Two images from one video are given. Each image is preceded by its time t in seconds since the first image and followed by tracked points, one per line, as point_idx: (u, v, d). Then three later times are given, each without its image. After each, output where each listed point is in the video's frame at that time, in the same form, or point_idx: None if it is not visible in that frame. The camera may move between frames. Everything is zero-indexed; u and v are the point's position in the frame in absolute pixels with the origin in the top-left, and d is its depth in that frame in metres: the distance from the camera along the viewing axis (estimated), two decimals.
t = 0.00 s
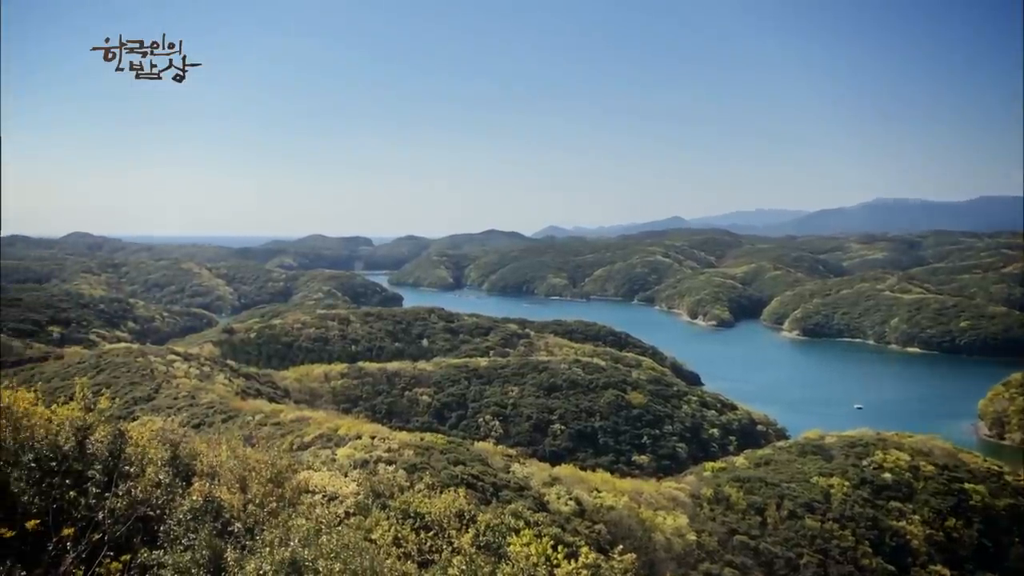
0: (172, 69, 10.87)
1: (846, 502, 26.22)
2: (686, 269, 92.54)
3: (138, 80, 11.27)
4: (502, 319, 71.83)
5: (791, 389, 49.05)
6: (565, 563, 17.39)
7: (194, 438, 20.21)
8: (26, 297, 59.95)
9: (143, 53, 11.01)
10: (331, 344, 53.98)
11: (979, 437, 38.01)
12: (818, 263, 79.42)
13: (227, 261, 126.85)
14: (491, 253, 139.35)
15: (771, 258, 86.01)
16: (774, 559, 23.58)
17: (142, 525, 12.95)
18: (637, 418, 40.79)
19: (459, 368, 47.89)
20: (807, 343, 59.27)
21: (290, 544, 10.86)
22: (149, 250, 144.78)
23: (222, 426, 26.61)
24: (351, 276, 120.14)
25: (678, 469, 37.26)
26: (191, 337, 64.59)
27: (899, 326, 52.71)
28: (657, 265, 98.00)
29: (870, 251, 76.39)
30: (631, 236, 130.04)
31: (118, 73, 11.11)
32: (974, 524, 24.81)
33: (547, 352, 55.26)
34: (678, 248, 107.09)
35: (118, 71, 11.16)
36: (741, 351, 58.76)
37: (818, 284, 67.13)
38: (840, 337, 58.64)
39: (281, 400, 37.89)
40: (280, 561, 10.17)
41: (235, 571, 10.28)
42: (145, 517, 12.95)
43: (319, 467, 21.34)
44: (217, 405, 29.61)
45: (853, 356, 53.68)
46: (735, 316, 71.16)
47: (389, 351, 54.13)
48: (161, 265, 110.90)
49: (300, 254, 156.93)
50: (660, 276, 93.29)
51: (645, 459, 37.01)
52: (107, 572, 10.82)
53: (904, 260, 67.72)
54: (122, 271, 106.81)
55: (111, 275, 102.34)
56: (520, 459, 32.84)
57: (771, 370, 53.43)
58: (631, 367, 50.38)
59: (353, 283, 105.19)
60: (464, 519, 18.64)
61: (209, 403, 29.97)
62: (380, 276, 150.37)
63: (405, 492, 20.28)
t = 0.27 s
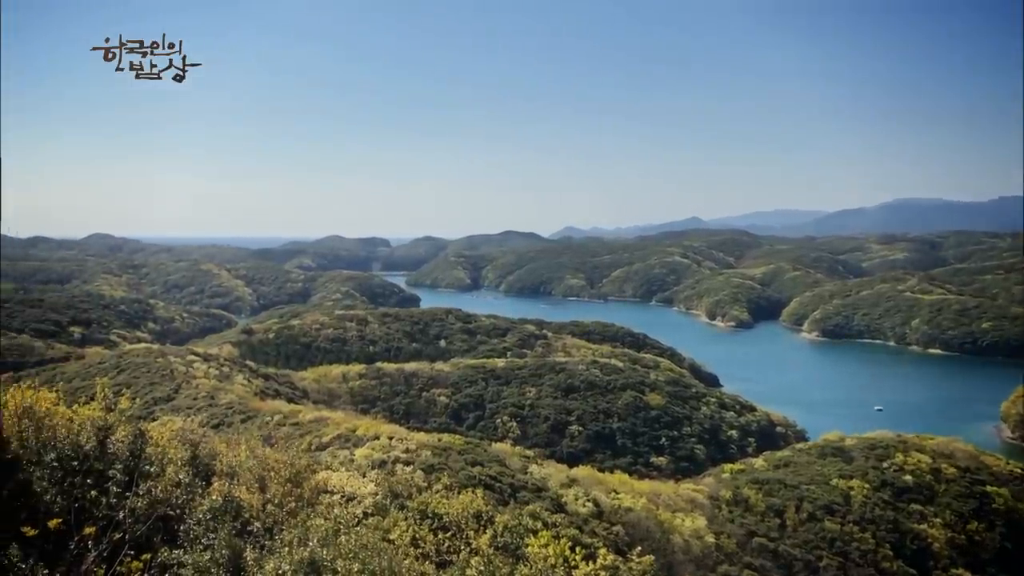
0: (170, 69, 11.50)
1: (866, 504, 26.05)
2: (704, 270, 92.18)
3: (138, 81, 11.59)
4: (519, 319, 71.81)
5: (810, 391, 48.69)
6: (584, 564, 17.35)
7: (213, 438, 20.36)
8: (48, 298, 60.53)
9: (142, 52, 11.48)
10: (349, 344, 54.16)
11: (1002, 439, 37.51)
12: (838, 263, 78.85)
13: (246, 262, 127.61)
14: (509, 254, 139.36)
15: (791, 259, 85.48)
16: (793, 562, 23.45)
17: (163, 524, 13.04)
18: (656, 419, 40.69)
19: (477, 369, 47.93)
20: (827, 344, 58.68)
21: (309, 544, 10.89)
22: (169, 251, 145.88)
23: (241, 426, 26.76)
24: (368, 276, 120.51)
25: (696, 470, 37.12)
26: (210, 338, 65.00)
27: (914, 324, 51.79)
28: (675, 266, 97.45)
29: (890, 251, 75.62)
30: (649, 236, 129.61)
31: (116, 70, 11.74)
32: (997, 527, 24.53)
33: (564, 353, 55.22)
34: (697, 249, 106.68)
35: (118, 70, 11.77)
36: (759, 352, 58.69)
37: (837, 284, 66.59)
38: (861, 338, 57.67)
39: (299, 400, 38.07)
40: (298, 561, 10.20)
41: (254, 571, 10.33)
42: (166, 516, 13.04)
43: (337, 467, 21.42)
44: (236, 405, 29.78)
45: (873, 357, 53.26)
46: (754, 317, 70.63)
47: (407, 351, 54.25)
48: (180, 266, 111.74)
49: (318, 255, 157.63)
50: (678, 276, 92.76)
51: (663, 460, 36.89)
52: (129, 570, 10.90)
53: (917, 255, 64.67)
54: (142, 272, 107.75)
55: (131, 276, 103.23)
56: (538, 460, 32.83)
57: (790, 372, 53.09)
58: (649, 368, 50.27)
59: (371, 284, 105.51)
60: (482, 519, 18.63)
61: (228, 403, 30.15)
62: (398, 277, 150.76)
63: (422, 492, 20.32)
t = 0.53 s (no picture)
0: (170, 68, 11.10)
1: (885, 507, 25.87)
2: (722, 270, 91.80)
3: (139, 81, 11.40)
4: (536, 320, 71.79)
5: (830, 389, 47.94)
6: (601, 566, 17.28)
7: (231, 437, 20.44)
8: (69, 299, 61.03)
9: (144, 52, 11.29)
10: (366, 345, 54.31)
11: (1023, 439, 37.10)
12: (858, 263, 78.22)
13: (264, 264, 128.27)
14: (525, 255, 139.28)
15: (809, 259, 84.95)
16: (812, 564, 23.32)
17: (181, 523, 13.11)
18: (673, 421, 40.55)
19: (493, 370, 47.93)
20: (846, 345, 57.72)
21: (327, 544, 10.91)
22: (188, 252, 146.89)
23: (259, 426, 26.88)
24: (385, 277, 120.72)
25: (714, 472, 36.93)
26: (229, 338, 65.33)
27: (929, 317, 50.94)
28: (693, 266, 96.88)
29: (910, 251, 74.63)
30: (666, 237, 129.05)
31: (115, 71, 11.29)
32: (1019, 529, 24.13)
33: (581, 355, 55.14)
34: (715, 250, 106.22)
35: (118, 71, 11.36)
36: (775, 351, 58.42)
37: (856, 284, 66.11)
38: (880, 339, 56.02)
39: (317, 400, 38.19)
40: (317, 560, 10.22)
41: (271, 571, 10.36)
42: (184, 516, 13.09)
43: (354, 467, 21.48)
44: (254, 405, 29.90)
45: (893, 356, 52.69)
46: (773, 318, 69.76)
47: (424, 352, 54.32)
48: (199, 267, 112.49)
49: (336, 256, 158.13)
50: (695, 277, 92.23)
51: (681, 462, 36.73)
52: (148, 569, 10.96)
53: (936, 253, 63.25)
54: (161, 273, 108.56)
55: (150, 277, 104.03)
56: (555, 461, 32.77)
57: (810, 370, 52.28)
58: (666, 369, 50.13)
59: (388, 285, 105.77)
60: (499, 520, 18.63)
61: (246, 403, 30.30)
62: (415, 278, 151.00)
63: (439, 493, 20.33)
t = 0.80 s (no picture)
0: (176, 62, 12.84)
1: (904, 510, 25.71)
2: (738, 269, 90.97)
3: (138, 80, 13.07)
4: (552, 321, 71.77)
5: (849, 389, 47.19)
6: (616, 568, 17.24)
7: (250, 438, 20.61)
8: (90, 300, 61.61)
9: (142, 52, 13.23)
10: (382, 345, 54.52)
11: None
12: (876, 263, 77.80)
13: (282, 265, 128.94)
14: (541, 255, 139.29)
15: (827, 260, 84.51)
16: (829, 567, 23.24)
17: (199, 523, 13.19)
18: (689, 422, 40.50)
19: (509, 371, 47.99)
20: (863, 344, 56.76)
21: (343, 544, 10.95)
22: (206, 253, 147.89)
23: (276, 427, 27.04)
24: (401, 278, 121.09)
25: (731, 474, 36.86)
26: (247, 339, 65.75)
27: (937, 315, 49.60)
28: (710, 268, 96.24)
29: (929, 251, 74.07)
30: (682, 238, 128.73)
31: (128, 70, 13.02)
32: None
33: (597, 356, 55.14)
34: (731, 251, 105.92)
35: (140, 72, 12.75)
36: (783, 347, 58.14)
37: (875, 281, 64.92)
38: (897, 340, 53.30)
39: (333, 401, 38.38)
40: (333, 561, 10.25)
41: (288, 571, 10.41)
42: (203, 516, 13.18)
43: (371, 468, 21.57)
44: (272, 406, 30.10)
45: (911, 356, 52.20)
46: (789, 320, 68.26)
47: (440, 353, 54.48)
48: (217, 268, 113.27)
49: (352, 257, 158.74)
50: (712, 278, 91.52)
51: (697, 463, 36.67)
52: (167, 568, 11.04)
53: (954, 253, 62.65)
54: (180, 274, 109.37)
55: (169, 278, 104.87)
56: (570, 462, 32.81)
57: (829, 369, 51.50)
58: (683, 371, 50.05)
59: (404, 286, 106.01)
60: (515, 521, 18.63)
61: (263, 404, 30.48)
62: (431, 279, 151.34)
63: (455, 493, 20.39)
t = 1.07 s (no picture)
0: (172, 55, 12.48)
1: (921, 512, 25.49)
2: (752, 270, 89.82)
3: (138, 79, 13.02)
4: (566, 322, 71.65)
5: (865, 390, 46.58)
6: (631, 569, 17.18)
7: (266, 438, 20.72)
8: (107, 301, 62.05)
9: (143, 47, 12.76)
10: (396, 346, 54.63)
11: None
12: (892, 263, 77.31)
13: (297, 266, 129.45)
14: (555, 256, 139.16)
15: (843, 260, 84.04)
16: (845, 569, 23.14)
17: (215, 522, 13.27)
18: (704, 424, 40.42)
19: (523, 372, 48.00)
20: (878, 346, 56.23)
21: (358, 545, 10.96)
22: (221, 254, 148.60)
23: (291, 427, 27.14)
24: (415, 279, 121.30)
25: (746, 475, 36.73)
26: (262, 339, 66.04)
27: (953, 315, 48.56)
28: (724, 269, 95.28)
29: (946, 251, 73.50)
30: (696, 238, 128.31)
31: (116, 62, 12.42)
32: None
33: (611, 357, 55.07)
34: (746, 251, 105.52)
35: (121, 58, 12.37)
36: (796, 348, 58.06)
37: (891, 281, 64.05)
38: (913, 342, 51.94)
39: (348, 401, 38.49)
40: (347, 561, 10.26)
41: (303, 571, 10.44)
42: (218, 515, 13.25)
43: (385, 468, 21.62)
44: (287, 406, 30.23)
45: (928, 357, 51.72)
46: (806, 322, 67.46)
47: (454, 354, 54.54)
48: (232, 269, 113.86)
49: (367, 258, 159.21)
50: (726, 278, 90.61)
51: (712, 465, 36.58)
52: (184, 567, 11.11)
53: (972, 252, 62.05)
54: (195, 275, 110.02)
55: (185, 279, 105.52)
56: (585, 463, 32.80)
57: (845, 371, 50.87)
58: (697, 372, 49.93)
59: (418, 287, 106.10)
60: (530, 522, 18.63)
61: (278, 404, 30.60)
62: (445, 279, 151.56)
63: (469, 494, 20.41)
